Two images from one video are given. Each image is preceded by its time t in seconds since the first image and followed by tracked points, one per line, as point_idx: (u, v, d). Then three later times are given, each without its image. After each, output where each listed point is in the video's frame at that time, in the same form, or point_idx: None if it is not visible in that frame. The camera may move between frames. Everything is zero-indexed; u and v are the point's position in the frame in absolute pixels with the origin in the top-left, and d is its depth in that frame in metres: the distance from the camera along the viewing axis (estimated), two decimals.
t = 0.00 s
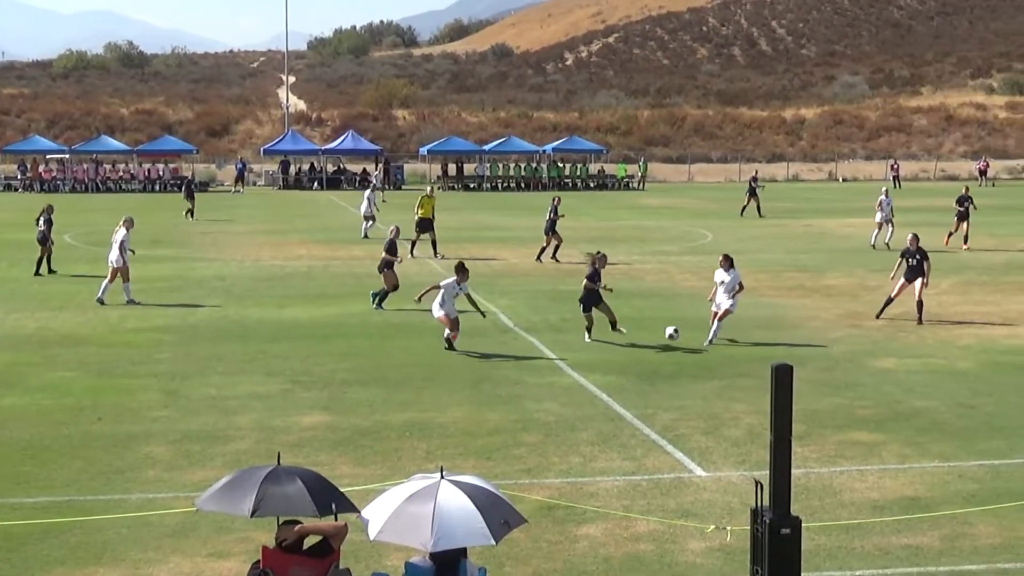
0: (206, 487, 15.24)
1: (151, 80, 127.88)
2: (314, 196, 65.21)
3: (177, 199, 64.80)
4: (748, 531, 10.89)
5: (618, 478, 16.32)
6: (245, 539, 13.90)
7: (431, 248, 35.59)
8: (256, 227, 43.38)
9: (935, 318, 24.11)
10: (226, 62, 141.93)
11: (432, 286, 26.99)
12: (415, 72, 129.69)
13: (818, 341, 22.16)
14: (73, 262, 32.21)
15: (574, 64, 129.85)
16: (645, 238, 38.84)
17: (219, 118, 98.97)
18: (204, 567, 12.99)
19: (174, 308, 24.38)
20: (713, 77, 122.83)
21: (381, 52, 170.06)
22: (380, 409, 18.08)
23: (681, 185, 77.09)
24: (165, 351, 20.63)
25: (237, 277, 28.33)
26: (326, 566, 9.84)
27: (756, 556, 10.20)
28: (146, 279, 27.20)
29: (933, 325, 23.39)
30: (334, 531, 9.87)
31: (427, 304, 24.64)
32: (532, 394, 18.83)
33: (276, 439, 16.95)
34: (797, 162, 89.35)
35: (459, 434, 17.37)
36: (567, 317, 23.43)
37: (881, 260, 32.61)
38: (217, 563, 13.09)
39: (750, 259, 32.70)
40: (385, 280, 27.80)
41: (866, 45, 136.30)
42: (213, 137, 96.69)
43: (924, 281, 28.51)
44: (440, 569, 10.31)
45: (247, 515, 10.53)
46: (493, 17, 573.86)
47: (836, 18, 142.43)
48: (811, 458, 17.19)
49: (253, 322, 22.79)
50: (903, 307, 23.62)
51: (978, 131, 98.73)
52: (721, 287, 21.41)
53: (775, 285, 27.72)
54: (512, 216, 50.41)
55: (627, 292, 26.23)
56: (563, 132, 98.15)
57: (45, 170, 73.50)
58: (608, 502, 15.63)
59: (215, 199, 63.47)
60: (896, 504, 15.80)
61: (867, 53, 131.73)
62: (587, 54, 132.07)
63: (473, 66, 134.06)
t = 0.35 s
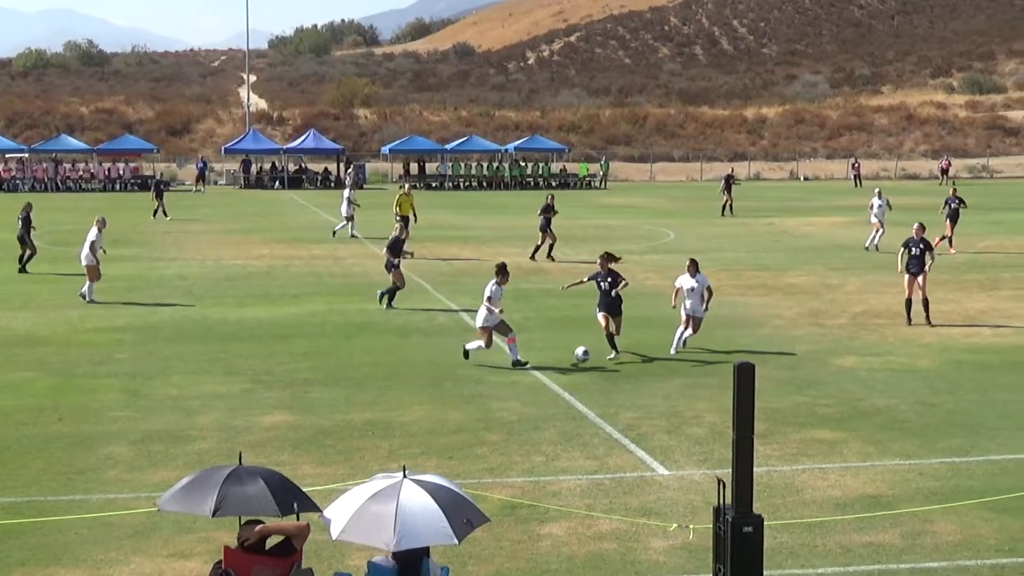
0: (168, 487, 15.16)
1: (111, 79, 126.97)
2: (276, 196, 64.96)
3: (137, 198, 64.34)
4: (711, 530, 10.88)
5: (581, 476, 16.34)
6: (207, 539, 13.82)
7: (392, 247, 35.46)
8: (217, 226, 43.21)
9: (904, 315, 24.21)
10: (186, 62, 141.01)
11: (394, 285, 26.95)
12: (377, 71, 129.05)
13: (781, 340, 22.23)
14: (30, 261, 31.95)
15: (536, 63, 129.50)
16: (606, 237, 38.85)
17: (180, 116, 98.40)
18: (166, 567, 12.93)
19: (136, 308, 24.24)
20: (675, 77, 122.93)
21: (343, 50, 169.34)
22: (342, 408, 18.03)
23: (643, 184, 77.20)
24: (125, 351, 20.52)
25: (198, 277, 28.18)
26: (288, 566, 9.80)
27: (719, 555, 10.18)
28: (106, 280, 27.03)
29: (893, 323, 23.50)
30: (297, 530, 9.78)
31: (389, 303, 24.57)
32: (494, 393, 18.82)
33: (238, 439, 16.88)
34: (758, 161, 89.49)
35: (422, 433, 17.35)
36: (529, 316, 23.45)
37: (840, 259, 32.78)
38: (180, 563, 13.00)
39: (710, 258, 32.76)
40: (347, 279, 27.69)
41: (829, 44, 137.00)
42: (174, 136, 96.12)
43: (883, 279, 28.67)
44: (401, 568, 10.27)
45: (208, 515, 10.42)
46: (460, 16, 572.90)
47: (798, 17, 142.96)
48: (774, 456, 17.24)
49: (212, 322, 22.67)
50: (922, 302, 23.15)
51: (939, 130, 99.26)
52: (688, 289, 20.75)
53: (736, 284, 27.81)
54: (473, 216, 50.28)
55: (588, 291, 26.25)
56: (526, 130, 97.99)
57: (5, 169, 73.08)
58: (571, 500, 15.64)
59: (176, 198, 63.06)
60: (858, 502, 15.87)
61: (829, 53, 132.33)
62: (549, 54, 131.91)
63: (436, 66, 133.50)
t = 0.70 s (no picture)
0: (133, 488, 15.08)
1: (73, 79, 126.02)
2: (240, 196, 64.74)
3: (99, 198, 63.90)
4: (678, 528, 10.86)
5: (547, 475, 16.34)
6: (173, 540, 13.75)
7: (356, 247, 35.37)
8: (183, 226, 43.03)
9: (871, 313, 24.34)
10: (150, 61, 140.22)
11: (359, 284, 26.91)
12: (342, 70, 128.48)
13: (747, 338, 22.27)
14: None
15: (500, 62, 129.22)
16: (570, 236, 38.89)
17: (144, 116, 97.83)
18: (130, 569, 12.85)
19: (101, 309, 24.13)
20: (640, 76, 122.53)
21: (307, 50, 168.68)
22: (307, 409, 17.98)
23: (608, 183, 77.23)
24: (89, 352, 20.41)
25: (161, 277, 28.06)
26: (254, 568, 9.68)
27: (686, 551, 10.18)
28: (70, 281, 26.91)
29: (858, 321, 23.62)
30: (263, 531, 9.65)
31: (355, 303, 24.52)
32: (461, 393, 18.81)
33: (203, 440, 16.80)
34: (724, 160, 89.41)
35: (388, 433, 17.32)
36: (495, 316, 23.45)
37: (804, 257, 32.89)
38: (144, 565, 12.94)
39: (676, 257, 32.80)
40: (311, 280, 27.61)
41: (794, 43, 137.50)
42: (138, 136, 95.62)
43: (848, 277, 28.79)
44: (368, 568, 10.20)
45: (173, 516, 10.22)
46: (410, 15, 568.79)
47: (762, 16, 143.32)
48: (739, 454, 17.27)
49: (176, 323, 22.58)
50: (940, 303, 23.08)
51: (903, 129, 99.63)
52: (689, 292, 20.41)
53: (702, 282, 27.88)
54: (438, 215, 50.20)
55: (552, 290, 26.30)
56: (491, 129, 97.82)
57: None
58: (537, 499, 15.63)
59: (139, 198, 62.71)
60: (824, 499, 15.91)
61: (795, 53, 132.76)
62: (515, 53, 131.34)
63: (401, 65, 132.65)
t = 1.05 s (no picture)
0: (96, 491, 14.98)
1: (34, 79, 125.04)
2: (203, 196, 64.48)
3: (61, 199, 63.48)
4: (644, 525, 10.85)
5: (513, 475, 16.32)
6: (135, 543, 13.68)
7: (318, 247, 35.27)
8: (147, 227, 42.84)
9: (836, 312, 24.45)
10: (112, 61, 139.36)
11: (322, 285, 26.84)
12: (307, 70, 127.80)
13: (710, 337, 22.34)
14: None
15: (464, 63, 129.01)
16: (534, 237, 38.91)
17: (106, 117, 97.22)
18: (92, 571, 12.79)
19: (62, 311, 23.97)
20: (604, 76, 122.18)
21: (270, 50, 168.09)
22: (270, 410, 17.92)
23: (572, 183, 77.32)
24: (51, 355, 20.27)
25: (123, 279, 27.89)
26: (218, 570, 9.48)
27: (652, 550, 10.18)
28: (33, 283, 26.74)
29: (823, 320, 23.75)
30: (227, 533, 9.46)
31: (319, 304, 24.45)
32: (426, 393, 18.78)
33: (166, 442, 16.72)
34: (688, 160, 89.57)
35: (352, 433, 17.29)
36: (458, 316, 23.43)
37: (766, 256, 33.07)
38: (107, 567, 12.88)
39: (640, 256, 32.89)
40: (275, 280, 27.52)
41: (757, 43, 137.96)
42: (99, 137, 95.17)
43: (811, 276, 28.95)
44: (332, 569, 10.15)
45: (136, 519, 10.03)
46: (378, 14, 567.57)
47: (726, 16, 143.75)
48: (704, 453, 17.29)
49: (139, 324, 22.47)
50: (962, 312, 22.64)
51: (866, 128, 99.97)
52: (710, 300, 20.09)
53: (666, 282, 27.97)
54: (401, 215, 50.11)
55: (516, 290, 26.31)
56: (455, 129, 97.62)
57: None
58: (502, 499, 15.62)
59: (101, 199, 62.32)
60: (788, 497, 15.96)
61: (758, 52, 133.19)
62: (479, 52, 130.80)
63: (365, 65, 130.94)
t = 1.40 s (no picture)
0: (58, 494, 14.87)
1: None
2: (166, 198, 64.17)
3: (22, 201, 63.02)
4: (606, 521, 10.87)
5: (476, 477, 16.30)
6: (97, 547, 13.59)
7: (282, 248, 35.21)
8: (107, 229, 42.58)
9: (800, 311, 24.57)
10: (72, 62, 138.24)
11: (286, 286, 26.78)
12: (268, 71, 126.64)
13: (673, 337, 22.38)
14: None
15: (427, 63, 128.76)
16: (497, 237, 38.92)
17: (66, 118, 96.55)
18: None
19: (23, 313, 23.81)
20: (566, 76, 121.81)
21: (233, 51, 167.33)
22: (234, 412, 17.86)
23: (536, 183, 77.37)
24: (11, 357, 20.13)
25: (83, 280, 27.74)
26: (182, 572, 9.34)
27: (615, 547, 10.17)
28: None
29: (787, 319, 23.86)
30: (189, 536, 9.33)
31: (283, 305, 24.39)
32: (390, 394, 18.74)
33: (129, 445, 16.62)
34: (650, 159, 89.59)
35: (316, 435, 17.23)
36: (423, 317, 23.40)
37: (729, 256, 33.21)
38: (68, 573, 12.77)
39: (603, 257, 32.94)
40: (237, 282, 27.45)
41: (719, 44, 138.22)
42: (60, 138, 94.53)
43: (774, 276, 29.08)
44: (297, 570, 10.07)
45: (97, 525, 9.86)
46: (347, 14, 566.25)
47: (691, 17, 144.02)
48: (667, 453, 17.32)
49: (101, 326, 22.36)
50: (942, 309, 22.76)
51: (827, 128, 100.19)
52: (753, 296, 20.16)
53: (629, 282, 28.02)
54: (364, 216, 50.02)
55: (481, 291, 26.32)
56: (418, 130, 97.29)
57: None
58: (465, 500, 15.60)
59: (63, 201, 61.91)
60: (751, 497, 15.99)
61: (720, 52, 133.49)
62: (441, 53, 130.10)
63: (327, 65, 129.22)
